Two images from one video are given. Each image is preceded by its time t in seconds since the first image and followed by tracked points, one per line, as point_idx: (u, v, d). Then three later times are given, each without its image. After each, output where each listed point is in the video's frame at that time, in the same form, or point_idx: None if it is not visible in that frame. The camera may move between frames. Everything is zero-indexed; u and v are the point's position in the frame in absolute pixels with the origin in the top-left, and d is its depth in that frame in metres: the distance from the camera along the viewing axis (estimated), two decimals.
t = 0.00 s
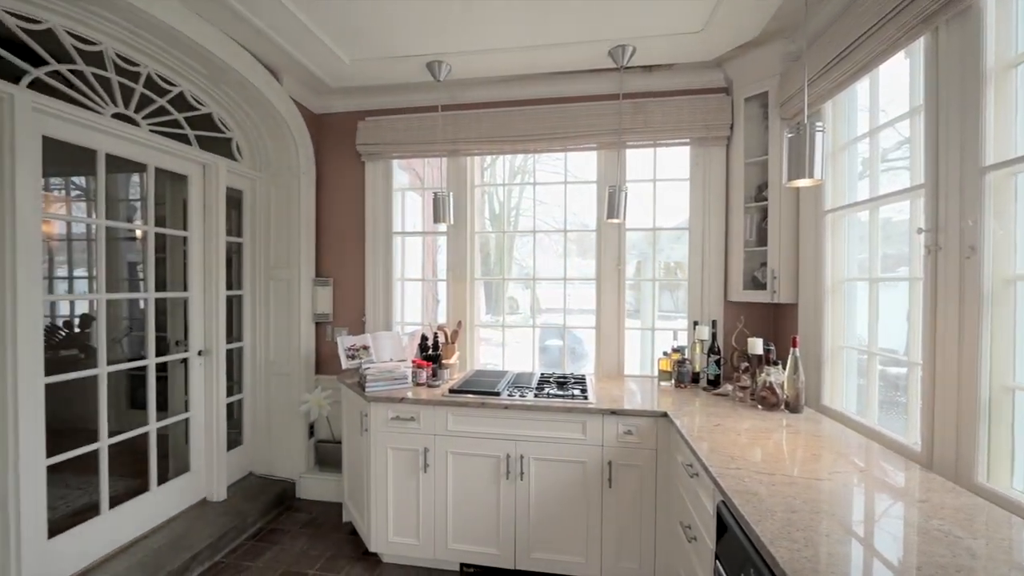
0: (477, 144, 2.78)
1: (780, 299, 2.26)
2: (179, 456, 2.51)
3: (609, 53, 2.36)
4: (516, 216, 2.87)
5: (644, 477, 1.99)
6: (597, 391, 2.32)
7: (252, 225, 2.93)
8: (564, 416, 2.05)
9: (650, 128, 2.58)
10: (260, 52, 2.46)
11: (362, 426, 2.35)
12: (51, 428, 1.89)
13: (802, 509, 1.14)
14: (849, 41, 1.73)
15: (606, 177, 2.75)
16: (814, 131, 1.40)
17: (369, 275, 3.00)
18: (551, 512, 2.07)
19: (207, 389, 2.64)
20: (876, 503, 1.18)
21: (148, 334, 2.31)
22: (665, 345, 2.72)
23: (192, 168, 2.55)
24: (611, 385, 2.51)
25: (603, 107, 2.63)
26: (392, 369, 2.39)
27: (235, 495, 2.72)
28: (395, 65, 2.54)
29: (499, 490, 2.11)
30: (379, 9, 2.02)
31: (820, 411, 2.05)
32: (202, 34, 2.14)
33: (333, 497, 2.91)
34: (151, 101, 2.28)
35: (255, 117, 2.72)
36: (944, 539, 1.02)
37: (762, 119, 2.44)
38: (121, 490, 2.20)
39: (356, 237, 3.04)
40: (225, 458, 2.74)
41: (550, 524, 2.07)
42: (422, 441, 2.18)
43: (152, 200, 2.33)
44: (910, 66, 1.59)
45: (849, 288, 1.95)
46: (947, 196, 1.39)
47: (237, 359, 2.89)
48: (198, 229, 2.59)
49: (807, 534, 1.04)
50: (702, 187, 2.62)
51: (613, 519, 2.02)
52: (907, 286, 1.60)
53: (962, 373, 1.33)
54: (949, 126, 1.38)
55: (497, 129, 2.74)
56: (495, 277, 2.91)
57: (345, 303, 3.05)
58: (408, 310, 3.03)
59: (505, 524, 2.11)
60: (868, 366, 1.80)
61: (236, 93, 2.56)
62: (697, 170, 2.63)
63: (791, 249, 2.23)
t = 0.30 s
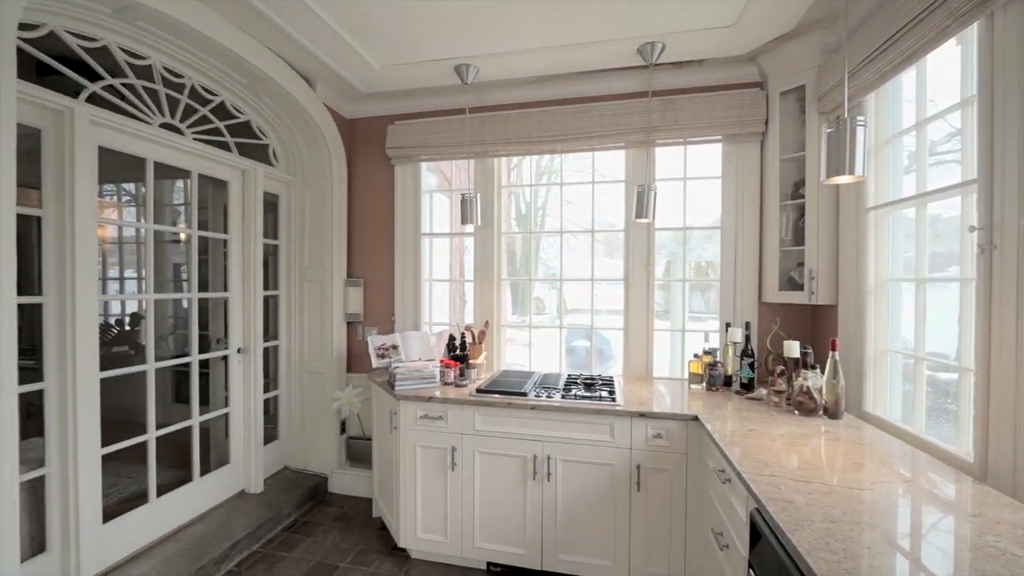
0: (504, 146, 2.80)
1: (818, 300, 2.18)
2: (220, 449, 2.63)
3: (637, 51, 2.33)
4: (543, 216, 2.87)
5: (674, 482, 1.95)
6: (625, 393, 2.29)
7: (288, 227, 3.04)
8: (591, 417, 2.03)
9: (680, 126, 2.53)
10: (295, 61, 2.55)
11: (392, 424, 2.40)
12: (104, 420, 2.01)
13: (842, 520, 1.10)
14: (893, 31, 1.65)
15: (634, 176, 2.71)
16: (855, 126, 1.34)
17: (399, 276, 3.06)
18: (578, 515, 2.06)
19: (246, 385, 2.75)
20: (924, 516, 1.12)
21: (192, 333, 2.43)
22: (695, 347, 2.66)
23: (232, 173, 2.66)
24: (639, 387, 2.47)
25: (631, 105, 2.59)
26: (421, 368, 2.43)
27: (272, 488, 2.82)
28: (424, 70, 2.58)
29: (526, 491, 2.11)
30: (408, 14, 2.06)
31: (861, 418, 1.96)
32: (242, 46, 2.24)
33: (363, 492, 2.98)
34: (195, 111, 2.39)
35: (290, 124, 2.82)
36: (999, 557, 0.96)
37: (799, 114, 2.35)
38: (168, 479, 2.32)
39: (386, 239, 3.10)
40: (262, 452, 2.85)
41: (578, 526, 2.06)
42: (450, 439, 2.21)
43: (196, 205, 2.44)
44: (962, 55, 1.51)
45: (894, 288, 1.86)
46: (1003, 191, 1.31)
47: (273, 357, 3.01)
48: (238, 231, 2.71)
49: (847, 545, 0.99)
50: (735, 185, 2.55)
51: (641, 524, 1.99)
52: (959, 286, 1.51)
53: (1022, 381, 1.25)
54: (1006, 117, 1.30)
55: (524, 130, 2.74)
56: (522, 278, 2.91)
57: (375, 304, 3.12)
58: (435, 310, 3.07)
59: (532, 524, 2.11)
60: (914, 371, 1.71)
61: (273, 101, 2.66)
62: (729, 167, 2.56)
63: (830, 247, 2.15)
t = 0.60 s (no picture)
0: (531, 146, 2.80)
1: (859, 302, 2.08)
2: (257, 444, 2.73)
3: (667, 47, 2.29)
4: (570, 216, 2.86)
5: (705, 487, 1.91)
6: (653, 396, 2.25)
7: (320, 229, 3.13)
8: (619, 419, 2.01)
9: (711, 123, 2.47)
10: (328, 68, 2.63)
11: (420, 423, 2.44)
12: (152, 413, 2.13)
13: (885, 532, 1.05)
14: (942, 18, 1.57)
15: (663, 175, 2.67)
16: (901, 120, 1.28)
17: (427, 276, 3.11)
18: (606, 518, 2.04)
19: (281, 382, 2.86)
20: (976, 532, 1.06)
21: (231, 331, 2.54)
22: (727, 350, 2.59)
23: (268, 178, 2.76)
24: (669, 389, 2.43)
25: (660, 103, 2.55)
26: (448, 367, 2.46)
27: (305, 482, 2.92)
28: (452, 73, 2.62)
29: (553, 492, 2.11)
30: (437, 19, 2.09)
31: (907, 426, 1.86)
32: (278, 55, 2.32)
33: (392, 489, 3.04)
34: (233, 119, 2.50)
35: (323, 129, 2.91)
36: None
37: (838, 108, 2.26)
38: (209, 471, 2.43)
39: (414, 240, 3.16)
40: (296, 447, 2.95)
41: (605, 529, 2.04)
42: (477, 439, 2.23)
43: (234, 208, 2.55)
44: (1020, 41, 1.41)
45: (944, 289, 1.76)
46: None
47: (307, 355, 3.10)
48: (273, 234, 2.81)
49: (891, 559, 0.95)
50: (769, 183, 2.47)
51: (671, 529, 1.96)
52: (1016, 288, 1.42)
53: None
54: None
55: (551, 130, 2.74)
56: (548, 278, 2.91)
57: (404, 303, 3.18)
58: (463, 311, 3.10)
59: (559, 526, 2.10)
60: (966, 377, 1.61)
61: (307, 107, 2.74)
62: (763, 164, 2.48)
63: (872, 246, 2.05)
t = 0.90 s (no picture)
0: (558, 146, 2.79)
1: (904, 303, 1.98)
2: (291, 438, 2.83)
3: (697, 43, 2.24)
4: (597, 215, 2.83)
5: (738, 493, 1.86)
6: (684, 398, 2.21)
7: (351, 231, 3.21)
8: (648, 422, 1.98)
9: (745, 118, 2.40)
10: (359, 74, 2.69)
11: (448, 421, 2.47)
12: (194, 407, 2.23)
13: (932, 545, 1.00)
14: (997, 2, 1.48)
15: (694, 173, 2.61)
16: (951, 111, 1.21)
17: (454, 276, 3.14)
18: (634, 521, 2.01)
19: (314, 379, 2.95)
20: None
21: (267, 329, 2.63)
22: (761, 352, 2.51)
23: (302, 181, 2.85)
24: (699, 392, 2.38)
25: (691, 100, 2.49)
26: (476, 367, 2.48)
27: (337, 477, 3.00)
28: (479, 75, 2.64)
29: (580, 494, 2.09)
30: (464, 22, 2.11)
31: (958, 435, 1.76)
32: (313, 63, 2.40)
33: (420, 486, 3.09)
34: (269, 125, 2.59)
35: (354, 133, 2.99)
36: None
37: (881, 100, 2.16)
38: (246, 464, 2.53)
39: (442, 240, 3.20)
40: (328, 442, 3.03)
41: (634, 532, 2.01)
42: (504, 438, 2.24)
43: (270, 211, 2.64)
44: None
45: (999, 290, 1.65)
46: None
47: (338, 353, 3.19)
48: (307, 235, 2.89)
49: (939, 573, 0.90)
50: (806, 179, 2.38)
51: (702, 534, 1.92)
52: None
53: None
54: None
55: (578, 130, 2.72)
56: (574, 278, 2.89)
57: (432, 303, 3.22)
58: (489, 311, 3.12)
59: (586, 528, 2.09)
60: None
61: (338, 112, 2.82)
62: (800, 160, 2.39)
63: (919, 245, 1.95)
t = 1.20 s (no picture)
0: (585, 145, 2.77)
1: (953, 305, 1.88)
2: (323, 434, 2.92)
3: (729, 36, 2.18)
4: (625, 214, 2.80)
5: (772, 499, 1.80)
6: (714, 401, 2.16)
7: (380, 231, 3.28)
8: (677, 424, 1.95)
9: (779, 112, 2.33)
10: (388, 78, 2.75)
11: (475, 419, 2.49)
12: (233, 401, 2.33)
13: (985, 559, 0.94)
14: None
15: (725, 170, 2.55)
16: (1006, 100, 1.14)
17: (481, 276, 3.17)
18: (663, 524, 1.98)
19: (345, 376, 3.03)
20: None
21: (300, 327, 2.72)
22: (796, 354, 2.43)
23: (334, 184, 2.93)
24: (731, 394, 2.32)
25: (722, 94, 2.44)
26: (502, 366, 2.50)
27: (366, 472, 3.07)
28: (506, 75, 2.65)
29: (607, 495, 2.08)
30: (491, 23, 2.13)
31: (1014, 444, 1.65)
32: (344, 69, 2.46)
33: (447, 483, 3.13)
34: (303, 130, 2.68)
35: (383, 136, 3.06)
36: None
37: (928, 90, 2.05)
38: (281, 457, 2.62)
39: (468, 241, 3.22)
40: (358, 438, 3.11)
41: (662, 536, 1.98)
42: (530, 438, 2.24)
43: (303, 213, 2.73)
44: None
45: None
46: None
47: (368, 351, 3.27)
48: (338, 236, 2.98)
49: None
50: (846, 175, 2.29)
51: (733, 540, 1.87)
52: None
53: None
54: None
55: (605, 128, 2.70)
56: (601, 278, 2.87)
57: (459, 303, 3.26)
58: (516, 311, 3.13)
59: (613, 529, 2.07)
60: None
61: (369, 116, 2.89)
62: (839, 155, 2.30)
63: (970, 242, 1.84)
